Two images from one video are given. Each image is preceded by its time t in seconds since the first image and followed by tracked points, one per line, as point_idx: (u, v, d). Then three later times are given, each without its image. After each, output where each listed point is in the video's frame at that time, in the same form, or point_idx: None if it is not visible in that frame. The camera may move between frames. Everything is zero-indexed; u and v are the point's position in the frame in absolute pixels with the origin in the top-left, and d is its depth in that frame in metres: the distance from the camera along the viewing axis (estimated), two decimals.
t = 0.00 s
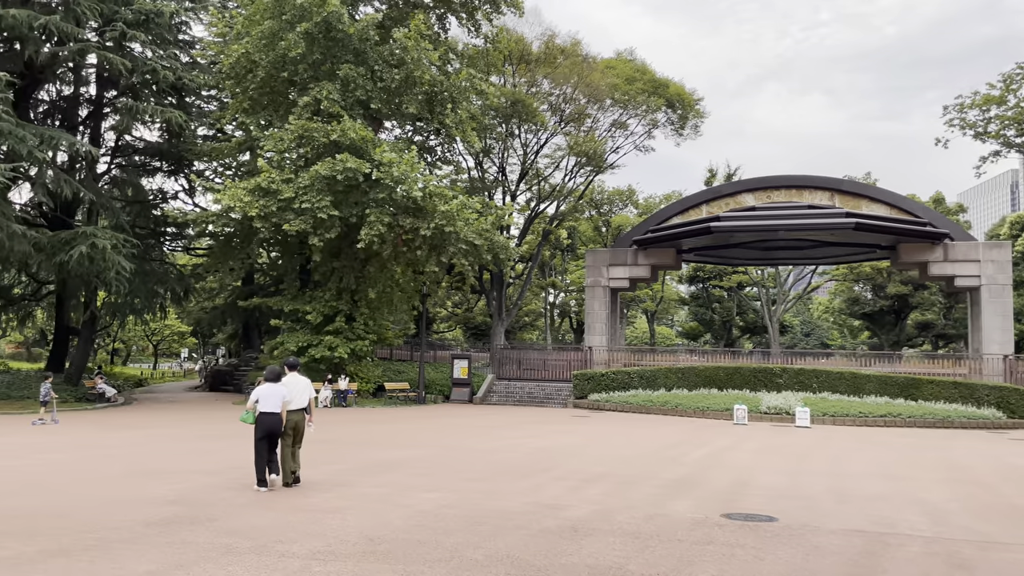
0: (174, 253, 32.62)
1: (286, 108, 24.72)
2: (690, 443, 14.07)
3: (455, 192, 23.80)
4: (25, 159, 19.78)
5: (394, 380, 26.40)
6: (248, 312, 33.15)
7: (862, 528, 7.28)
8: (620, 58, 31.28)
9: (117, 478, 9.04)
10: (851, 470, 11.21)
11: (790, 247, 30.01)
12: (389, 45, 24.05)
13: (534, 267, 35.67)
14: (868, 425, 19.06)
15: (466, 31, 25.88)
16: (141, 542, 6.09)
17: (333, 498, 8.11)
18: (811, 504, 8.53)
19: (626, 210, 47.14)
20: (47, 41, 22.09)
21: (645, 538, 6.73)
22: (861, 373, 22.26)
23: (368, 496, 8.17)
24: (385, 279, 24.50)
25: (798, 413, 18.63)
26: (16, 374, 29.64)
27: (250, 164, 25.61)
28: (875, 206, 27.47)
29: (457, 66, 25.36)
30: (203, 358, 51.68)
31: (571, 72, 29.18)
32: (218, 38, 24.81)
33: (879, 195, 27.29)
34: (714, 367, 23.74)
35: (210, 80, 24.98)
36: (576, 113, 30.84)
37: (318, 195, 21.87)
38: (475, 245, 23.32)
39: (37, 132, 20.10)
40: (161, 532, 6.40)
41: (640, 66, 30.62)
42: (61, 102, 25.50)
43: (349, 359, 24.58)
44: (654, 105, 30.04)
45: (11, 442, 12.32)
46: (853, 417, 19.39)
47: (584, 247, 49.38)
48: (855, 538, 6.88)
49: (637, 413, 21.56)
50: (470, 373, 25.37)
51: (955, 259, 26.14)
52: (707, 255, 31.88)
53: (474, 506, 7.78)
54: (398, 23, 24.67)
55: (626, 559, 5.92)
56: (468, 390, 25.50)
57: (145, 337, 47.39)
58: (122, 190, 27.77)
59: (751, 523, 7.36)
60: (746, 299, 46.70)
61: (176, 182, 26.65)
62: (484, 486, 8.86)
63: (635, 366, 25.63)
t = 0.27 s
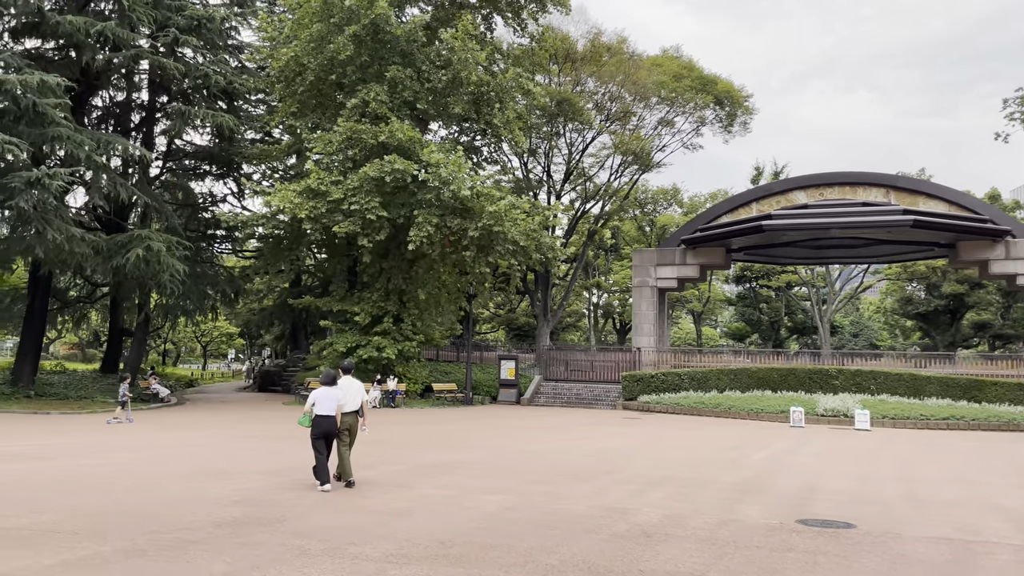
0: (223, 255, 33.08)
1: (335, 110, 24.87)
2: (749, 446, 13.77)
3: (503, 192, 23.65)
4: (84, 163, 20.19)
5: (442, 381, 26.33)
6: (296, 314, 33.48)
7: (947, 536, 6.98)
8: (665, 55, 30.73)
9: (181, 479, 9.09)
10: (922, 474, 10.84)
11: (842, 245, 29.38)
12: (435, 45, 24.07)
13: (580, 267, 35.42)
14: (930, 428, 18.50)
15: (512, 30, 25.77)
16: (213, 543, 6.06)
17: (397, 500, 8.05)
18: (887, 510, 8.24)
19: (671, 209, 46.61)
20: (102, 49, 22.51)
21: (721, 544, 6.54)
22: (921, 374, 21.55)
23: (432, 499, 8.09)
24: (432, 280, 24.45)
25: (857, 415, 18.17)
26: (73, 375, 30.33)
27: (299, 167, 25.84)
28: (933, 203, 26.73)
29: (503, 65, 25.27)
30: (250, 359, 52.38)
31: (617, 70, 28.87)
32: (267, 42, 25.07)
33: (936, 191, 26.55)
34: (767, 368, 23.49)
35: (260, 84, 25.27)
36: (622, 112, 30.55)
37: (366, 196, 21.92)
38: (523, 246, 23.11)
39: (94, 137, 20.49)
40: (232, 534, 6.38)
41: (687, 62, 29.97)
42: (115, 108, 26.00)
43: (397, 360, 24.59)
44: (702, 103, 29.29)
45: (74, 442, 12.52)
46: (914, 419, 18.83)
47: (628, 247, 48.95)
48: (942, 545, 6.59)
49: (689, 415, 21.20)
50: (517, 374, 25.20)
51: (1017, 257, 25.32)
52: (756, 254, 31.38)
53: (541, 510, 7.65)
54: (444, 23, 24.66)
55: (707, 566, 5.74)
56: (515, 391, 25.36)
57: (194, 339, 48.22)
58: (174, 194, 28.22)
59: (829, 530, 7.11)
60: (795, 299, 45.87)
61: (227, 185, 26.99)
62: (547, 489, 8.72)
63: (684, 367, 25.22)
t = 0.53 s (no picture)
0: (271, 257, 33.44)
1: (381, 112, 24.94)
2: (809, 450, 13.43)
3: (550, 192, 23.45)
4: (139, 168, 20.53)
5: (489, 382, 26.19)
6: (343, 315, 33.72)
7: None
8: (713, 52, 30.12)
9: (242, 480, 9.13)
10: (996, 481, 10.44)
11: (897, 243, 28.66)
12: (481, 46, 24.02)
13: (625, 267, 35.08)
14: (996, 432, 17.87)
15: (557, 30, 25.60)
16: (282, 546, 6.04)
17: (459, 503, 7.97)
18: (966, 519, 7.93)
19: (716, 208, 45.98)
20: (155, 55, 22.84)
21: (798, 553, 6.33)
22: (982, 376, 21.00)
23: (493, 502, 8.00)
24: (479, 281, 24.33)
25: (918, 418, 17.66)
26: (127, 375, 30.94)
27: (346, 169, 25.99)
28: (992, 199, 25.92)
29: (549, 64, 25.09)
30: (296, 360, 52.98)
31: (663, 69, 28.52)
32: (314, 46, 25.25)
33: (996, 187, 25.73)
34: (823, 370, 23.13)
35: (308, 88, 25.47)
36: (668, 110, 30.17)
37: (414, 198, 21.87)
38: (571, 247, 22.89)
39: (149, 142, 20.84)
40: (300, 536, 6.35)
41: (736, 59, 29.26)
42: (167, 114, 26.42)
43: (444, 361, 24.53)
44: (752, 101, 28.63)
45: (134, 443, 12.69)
46: (978, 423, 18.23)
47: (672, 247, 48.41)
48: None
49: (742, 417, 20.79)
50: (565, 376, 24.99)
51: None
52: (807, 253, 30.77)
53: (607, 516, 7.50)
54: (490, 24, 24.62)
55: None
56: (562, 392, 25.16)
57: (242, 340, 48.91)
58: (224, 198, 28.60)
59: (910, 539, 6.85)
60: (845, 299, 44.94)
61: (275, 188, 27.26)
62: (609, 494, 8.57)
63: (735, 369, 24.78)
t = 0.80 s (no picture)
0: (318, 258, 33.71)
1: (428, 112, 24.91)
2: (874, 453, 13.03)
3: (598, 190, 23.18)
4: (191, 171, 20.75)
5: (536, 384, 25.86)
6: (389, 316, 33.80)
7: None
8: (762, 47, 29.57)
9: (302, 479, 9.11)
10: None
11: (955, 240, 27.81)
12: (528, 44, 23.86)
13: (672, 267, 34.62)
14: None
15: (604, 27, 25.34)
16: (350, 548, 5.96)
17: (522, 506, 7.83)
18: None
19: (763, 206, 45.20)
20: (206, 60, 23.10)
21: (881, 560, 6.07)
22: None
23: (557, 505, 7.84)
24: (526, 282, 24.12)
25: (984, 421, 17.04)
26: (179, 376, 31.46)
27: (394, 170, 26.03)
28: None
29: (596, 62, 24.81)
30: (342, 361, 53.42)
31: (711, 65, 28.06)
32: (361, 48, 25.35)
33: None
34: (881, 371, 22.48)
35: (355, 89, 25.57)
36: (716, 107, 29.71)
37: (461, 198, 21.73)
38: (620, 246, 22.59)
39: (201, 145, 21.11)
40: (367, 538, 6.28)
41: (786, 54, 28.70)
42: (217, 117, 26.76)
43: (491, 362, 24.35)
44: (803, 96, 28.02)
45: (192, 442, 12.81)
46: None
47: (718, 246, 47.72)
48: None
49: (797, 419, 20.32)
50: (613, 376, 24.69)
51: None
52: (860, 251, 30.04)
53: (675, 520, 7.30)
54: (536, 23, 24.45)
55: None
56: (611, 394, 24.86)
57: (289, 340, 49.48)
58: (273, 200, 28.86)
59: (999, 547, 6.53)
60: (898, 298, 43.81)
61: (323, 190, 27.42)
62: (675, 498, 8.36)
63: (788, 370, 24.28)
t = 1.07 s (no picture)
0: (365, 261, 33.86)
1: (475, 113, 24.79)
2: (944, 459, 12.56)
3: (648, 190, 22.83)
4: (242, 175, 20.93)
5: (585, 386, 25.59)
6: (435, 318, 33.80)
7: None
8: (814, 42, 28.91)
9: (363, 483, 9.08)
10: None
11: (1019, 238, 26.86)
12: (576, 43, 23.62)
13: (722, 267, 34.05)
14: None
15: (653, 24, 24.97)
16: (421, 555, 5.86)
17: (589, 512, 7.67)
18: None
19: (813, 205, 44.27)
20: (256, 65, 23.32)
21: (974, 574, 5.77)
22: None
23: (625, 513, 7.66)
24: (574, 283, 23.85)
25: None
26: (230, 377, 31.85)
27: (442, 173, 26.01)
28: None
29: (646, 60, 24.45)
30: (387, 363, 53.69)
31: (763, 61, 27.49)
32: (408, 50, 25.37)
33: None
34: (942, 374, 21.61)
35: (402, 92, 25.60)
36: (767, 104, 29.12)
37: (509, 199, 21.53)
38: (671, 246, 22.22)
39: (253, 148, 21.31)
40: (436, 544, 6.18)
41: (839, 49, 28.02)
42: (266, 121, 27.02)
43: (539, 364, 24.11)
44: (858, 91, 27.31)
45: (249, 443, 12.91)
46: None
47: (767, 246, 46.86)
48: None
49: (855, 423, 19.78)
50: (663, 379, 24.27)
51: None
52: (918, 250, 29.19)
53: (749, 530, 7.06)
54: (584, 22, 24.19)
55: None
56: (661, 396, 24.48)
57: (335, 342, 49.90)
58: (320, 203, 29.04)
59: None
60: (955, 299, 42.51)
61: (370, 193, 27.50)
62: (744, 506, 8.11)
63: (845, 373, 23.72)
